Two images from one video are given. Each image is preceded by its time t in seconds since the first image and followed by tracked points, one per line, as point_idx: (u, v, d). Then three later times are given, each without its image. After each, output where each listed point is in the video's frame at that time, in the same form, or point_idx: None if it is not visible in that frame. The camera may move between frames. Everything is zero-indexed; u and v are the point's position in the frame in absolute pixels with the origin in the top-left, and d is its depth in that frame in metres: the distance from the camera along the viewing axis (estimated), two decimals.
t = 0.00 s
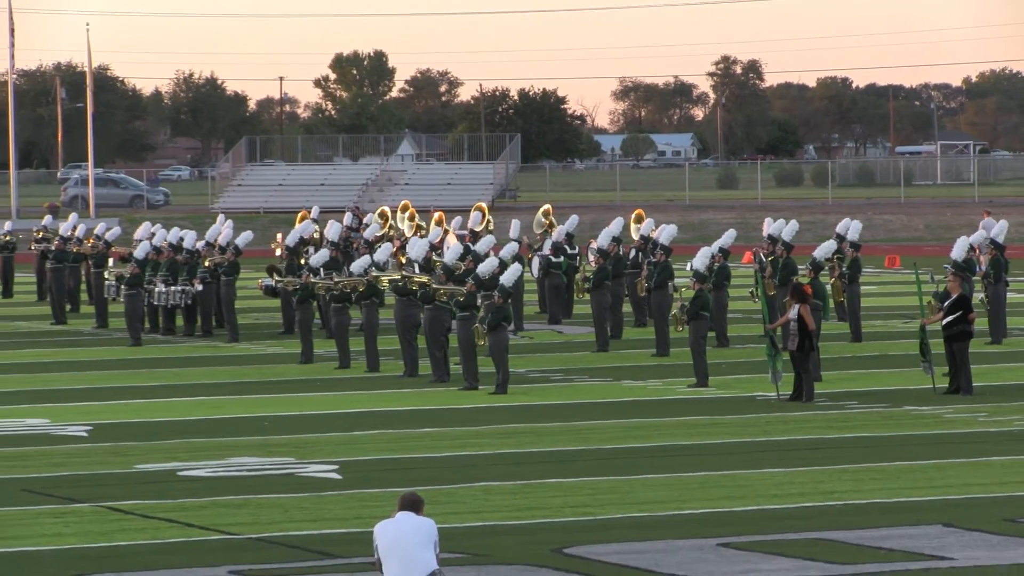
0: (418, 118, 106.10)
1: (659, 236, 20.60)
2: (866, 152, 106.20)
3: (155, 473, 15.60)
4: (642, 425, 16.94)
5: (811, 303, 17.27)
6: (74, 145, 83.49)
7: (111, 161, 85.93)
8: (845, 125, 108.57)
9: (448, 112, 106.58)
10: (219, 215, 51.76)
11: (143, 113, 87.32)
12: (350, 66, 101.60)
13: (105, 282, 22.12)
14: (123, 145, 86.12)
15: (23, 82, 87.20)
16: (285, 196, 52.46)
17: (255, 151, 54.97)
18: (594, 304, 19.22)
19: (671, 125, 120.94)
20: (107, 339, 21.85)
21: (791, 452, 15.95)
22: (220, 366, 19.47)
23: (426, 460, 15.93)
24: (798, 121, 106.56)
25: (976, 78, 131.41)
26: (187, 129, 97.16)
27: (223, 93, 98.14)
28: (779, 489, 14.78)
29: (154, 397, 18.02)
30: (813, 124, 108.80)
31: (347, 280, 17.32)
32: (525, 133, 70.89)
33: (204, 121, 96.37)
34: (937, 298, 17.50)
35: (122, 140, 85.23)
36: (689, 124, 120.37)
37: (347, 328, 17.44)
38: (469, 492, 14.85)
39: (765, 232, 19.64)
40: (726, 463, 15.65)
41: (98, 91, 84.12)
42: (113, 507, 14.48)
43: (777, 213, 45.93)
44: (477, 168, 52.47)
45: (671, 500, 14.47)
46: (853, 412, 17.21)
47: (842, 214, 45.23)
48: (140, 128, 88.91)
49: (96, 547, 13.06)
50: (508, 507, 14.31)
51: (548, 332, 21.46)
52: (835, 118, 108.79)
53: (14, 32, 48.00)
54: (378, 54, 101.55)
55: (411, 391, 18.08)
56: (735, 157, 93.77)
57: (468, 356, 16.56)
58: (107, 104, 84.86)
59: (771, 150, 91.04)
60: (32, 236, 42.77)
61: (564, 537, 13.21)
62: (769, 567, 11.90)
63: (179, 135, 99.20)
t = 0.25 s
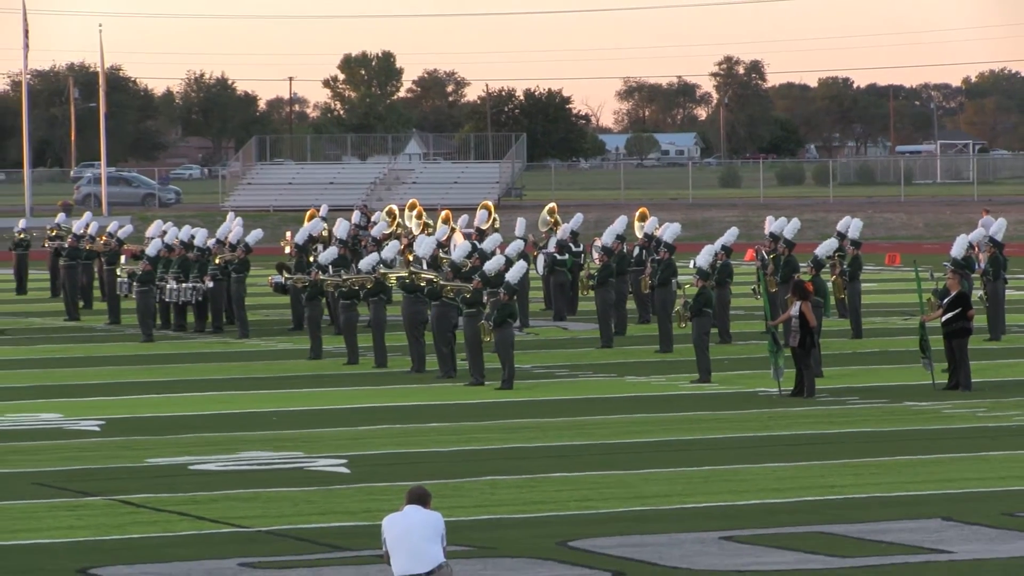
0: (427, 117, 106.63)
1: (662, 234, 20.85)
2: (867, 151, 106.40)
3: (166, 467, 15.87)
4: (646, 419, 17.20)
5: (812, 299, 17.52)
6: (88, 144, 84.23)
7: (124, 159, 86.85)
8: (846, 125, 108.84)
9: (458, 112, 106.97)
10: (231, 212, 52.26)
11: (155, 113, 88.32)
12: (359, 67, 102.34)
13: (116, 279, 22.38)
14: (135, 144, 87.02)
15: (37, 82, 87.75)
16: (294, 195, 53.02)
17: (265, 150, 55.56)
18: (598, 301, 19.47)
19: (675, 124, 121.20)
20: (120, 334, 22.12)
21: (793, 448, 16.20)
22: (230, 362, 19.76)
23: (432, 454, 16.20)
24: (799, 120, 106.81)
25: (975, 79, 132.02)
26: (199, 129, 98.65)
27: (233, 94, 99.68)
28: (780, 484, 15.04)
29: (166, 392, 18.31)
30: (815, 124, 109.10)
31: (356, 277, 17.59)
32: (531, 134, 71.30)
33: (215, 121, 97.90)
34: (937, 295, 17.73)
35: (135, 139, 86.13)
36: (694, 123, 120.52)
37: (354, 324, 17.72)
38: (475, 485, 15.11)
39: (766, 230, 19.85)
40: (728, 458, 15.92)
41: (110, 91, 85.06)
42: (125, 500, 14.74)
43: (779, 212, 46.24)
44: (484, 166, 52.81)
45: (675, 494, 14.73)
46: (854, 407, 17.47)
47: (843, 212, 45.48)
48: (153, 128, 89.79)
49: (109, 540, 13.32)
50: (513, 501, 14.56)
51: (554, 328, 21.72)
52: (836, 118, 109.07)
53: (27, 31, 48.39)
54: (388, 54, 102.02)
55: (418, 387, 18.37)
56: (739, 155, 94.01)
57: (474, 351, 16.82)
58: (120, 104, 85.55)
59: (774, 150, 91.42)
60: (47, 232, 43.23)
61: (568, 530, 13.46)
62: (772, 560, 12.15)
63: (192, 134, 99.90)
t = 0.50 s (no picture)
0: (431, 116, 107.15)
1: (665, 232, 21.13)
2: (865, 151, 106.62)
3: (176, 461, 16.11)
4: (649, 414, 17.47)
5: (812, 296, 17.78)
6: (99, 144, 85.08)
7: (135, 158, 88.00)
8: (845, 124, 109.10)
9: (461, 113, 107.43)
10: (239, 210, 52.59)
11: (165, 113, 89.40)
12: (365, 67, 103.29)
13: (127, 276, 22.65)
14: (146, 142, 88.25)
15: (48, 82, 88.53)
16: (301, 193, 53.36)
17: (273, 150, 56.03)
18: (601, 298, 19.75)
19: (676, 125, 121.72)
20: (128, 331, 22.39)
21: (793, 442, 16.46)
22: (238, 358, 20.02)
23: (439, 448, 16.44)
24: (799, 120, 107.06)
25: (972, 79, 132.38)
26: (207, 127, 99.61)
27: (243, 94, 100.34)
28: (781, 477, 15.29)
29: (175, 388, 18.58)
30: (815, 124, 109.33)
31: (363, 275, 17.84)
32: (535, 134, 71.91)
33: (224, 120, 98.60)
34: (934, 292, 18.03)
35: (145, 138, 87.31)
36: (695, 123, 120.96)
37: (361, 321, 17.98)
38: (480, 479, 15.36)
39: (766, 228, 20.11)
40: (730, 452, 16.17)
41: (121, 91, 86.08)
42: (135, 494, 14.98)
43: (779, 209, 46.55)
44: (488, 165, 53.35)
45: (677, 487, 14.98)
46: (853, 402, 17.75)
47: (842, 209, 45.81)
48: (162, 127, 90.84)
49: (120, 533, 13.55)
50: (519, 494, 14.79)
51: (558, 325, 22.01)
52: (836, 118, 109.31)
53: (36, 32, 48.82)
54: (393, 56, 102.59)
55: (424, 383, 18.63)
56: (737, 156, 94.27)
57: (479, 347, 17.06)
58: (129, 104, 86.52)
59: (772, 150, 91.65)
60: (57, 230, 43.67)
61: (572, 523, 13.70)
62: (772, 553, 12.40)
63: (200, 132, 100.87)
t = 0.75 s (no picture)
0: (436, 124, 107.68)
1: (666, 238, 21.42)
2: (864, 158, 106.99)
3: (184, 464, 16.36)
4: (651, 418, 17.74)
5: (811, 301, 18.06)
6: (109, 151, 85.84)
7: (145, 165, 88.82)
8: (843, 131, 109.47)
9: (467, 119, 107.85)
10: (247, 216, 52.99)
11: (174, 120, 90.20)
12: (371, 75, 102.77)
13: (136, 282, 22.92)
14: (156, 149, 89.10)
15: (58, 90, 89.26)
16: (308, 200, 53.54)
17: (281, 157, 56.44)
18: (604, 302, 20.02)
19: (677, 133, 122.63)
20: (138, 335, 22.67)
21: (793, 444, 16.73)
22: (245, 363, 20.30)
23: (444, 451, 16.71)
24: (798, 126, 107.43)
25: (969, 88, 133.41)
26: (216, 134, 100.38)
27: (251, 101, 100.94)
28: (781, 480, 15.56)
29: (184, 391, 18.85)
30: (814, 130, 109.69)
31: (369, 280, 18.12)
32: (539, 140, 72.95)
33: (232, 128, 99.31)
34: (931, 297, 18.31)
35: (155, 145, 88.13)
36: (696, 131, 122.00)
37: (368, 326, 18.25)
38: (484, 481, 15.62)
39: (765, 234, 20.38)
40: (730, 455, 16.43)
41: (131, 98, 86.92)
42: (144, 496, 15.24)
43: (779, 215, 46.88)
44: (492, 172, 53.96)
45: (679, 489, 15.25)
46: (852, 406, 18.02)
47: (841, 216, 46.11)
48: (172, 134, 91.62)
49: (130, 534, 13.81)
50: (523, 496, 15.05)
51: (561, 329, 22.28)
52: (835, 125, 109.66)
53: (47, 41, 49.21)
54: (399, 63, 101.48)
55: (429, 386, 18.91)
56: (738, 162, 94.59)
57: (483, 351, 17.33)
58: (139, 112, 87.30)
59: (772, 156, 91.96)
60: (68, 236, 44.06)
61: (575, 525, 13.96)
62: (772, 554, 12.66)
63: (207, 141, 101.73)
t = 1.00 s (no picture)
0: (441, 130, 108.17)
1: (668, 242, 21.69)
2: (863, 164, 107.33)
3: (194, 465, 16.65)
4: (653, 419, 18.01)
5: (811, 304, 18.33)
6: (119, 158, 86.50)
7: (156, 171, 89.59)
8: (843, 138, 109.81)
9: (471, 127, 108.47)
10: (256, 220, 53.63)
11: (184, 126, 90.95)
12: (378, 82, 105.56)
13: (147, 285, 23.21)
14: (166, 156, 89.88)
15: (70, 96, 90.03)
16: (315, 205, 54.28)
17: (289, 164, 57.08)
18: (607, 306, 20.28)
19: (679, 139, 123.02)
20: (148, 337, 22.96)
21: (793, 446, 17.00)
22: (253, 365, 20.59)
23: (449, 452, 16.99)
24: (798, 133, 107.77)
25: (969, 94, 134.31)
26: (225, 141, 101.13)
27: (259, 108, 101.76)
28: (781, 480, 15.83)
29: (193, 393, 19.14)
30: (814, 137, 110.01)
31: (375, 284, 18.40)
32: (542, 146, 73.58)
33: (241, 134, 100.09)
34: (929, 300, 18.58)
35: (166, 152, 88.93)
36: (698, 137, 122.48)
37: (374, 329, 18.53)
38: (489, 482, 15.89)
39: (766, 239, 20.65)
40: (731, 455, 16.71)
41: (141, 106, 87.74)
42: (154, 497, 15.51)
43: (779, 220, 47.17)
44: (496, 177, 54.41)
45: (680, 490, 15.52)
46: (851, 407, 18.30)
47: (840, 221, 46.39)
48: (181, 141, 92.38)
49: (141, 534, 14.08)
50: (528, 497, 15.32)
51: (564, 332, 22.57)
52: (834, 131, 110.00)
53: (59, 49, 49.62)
54: (405, 70, 103.47)
55: (435, 388, 19.19)
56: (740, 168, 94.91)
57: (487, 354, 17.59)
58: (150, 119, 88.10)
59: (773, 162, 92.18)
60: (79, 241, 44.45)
61: (579, 525, 14.24)
62: (771, 554, 12.93)
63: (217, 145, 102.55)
